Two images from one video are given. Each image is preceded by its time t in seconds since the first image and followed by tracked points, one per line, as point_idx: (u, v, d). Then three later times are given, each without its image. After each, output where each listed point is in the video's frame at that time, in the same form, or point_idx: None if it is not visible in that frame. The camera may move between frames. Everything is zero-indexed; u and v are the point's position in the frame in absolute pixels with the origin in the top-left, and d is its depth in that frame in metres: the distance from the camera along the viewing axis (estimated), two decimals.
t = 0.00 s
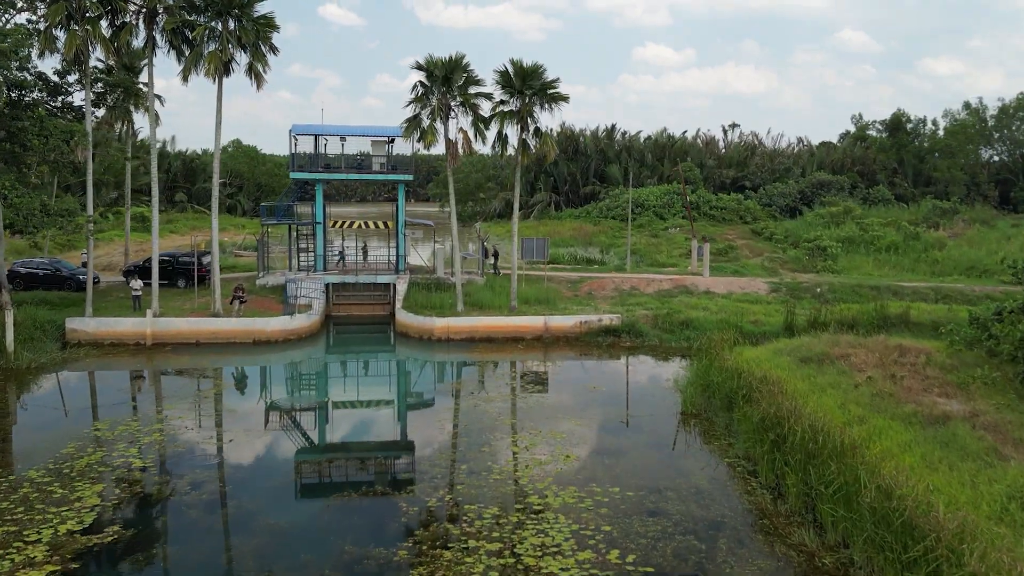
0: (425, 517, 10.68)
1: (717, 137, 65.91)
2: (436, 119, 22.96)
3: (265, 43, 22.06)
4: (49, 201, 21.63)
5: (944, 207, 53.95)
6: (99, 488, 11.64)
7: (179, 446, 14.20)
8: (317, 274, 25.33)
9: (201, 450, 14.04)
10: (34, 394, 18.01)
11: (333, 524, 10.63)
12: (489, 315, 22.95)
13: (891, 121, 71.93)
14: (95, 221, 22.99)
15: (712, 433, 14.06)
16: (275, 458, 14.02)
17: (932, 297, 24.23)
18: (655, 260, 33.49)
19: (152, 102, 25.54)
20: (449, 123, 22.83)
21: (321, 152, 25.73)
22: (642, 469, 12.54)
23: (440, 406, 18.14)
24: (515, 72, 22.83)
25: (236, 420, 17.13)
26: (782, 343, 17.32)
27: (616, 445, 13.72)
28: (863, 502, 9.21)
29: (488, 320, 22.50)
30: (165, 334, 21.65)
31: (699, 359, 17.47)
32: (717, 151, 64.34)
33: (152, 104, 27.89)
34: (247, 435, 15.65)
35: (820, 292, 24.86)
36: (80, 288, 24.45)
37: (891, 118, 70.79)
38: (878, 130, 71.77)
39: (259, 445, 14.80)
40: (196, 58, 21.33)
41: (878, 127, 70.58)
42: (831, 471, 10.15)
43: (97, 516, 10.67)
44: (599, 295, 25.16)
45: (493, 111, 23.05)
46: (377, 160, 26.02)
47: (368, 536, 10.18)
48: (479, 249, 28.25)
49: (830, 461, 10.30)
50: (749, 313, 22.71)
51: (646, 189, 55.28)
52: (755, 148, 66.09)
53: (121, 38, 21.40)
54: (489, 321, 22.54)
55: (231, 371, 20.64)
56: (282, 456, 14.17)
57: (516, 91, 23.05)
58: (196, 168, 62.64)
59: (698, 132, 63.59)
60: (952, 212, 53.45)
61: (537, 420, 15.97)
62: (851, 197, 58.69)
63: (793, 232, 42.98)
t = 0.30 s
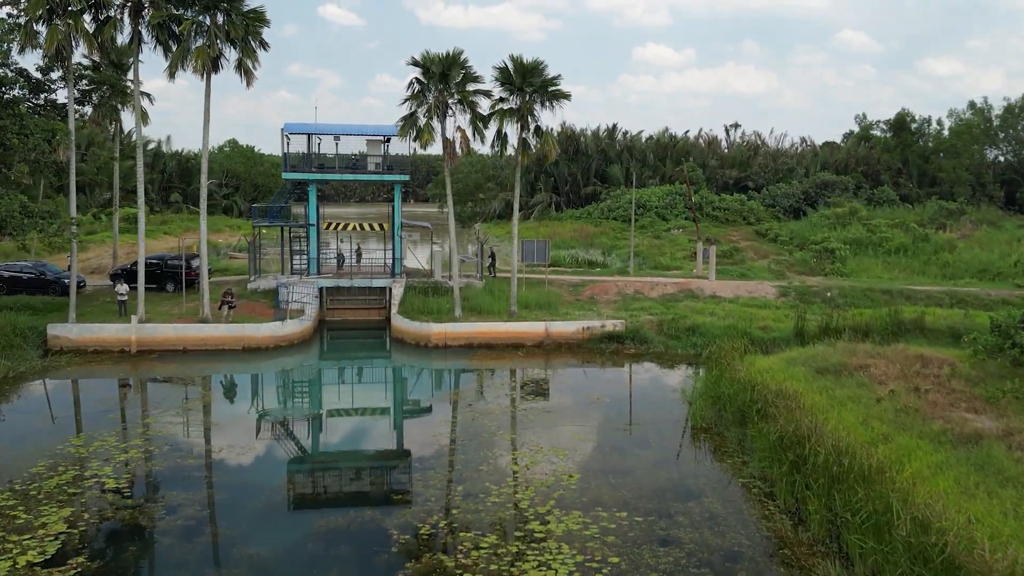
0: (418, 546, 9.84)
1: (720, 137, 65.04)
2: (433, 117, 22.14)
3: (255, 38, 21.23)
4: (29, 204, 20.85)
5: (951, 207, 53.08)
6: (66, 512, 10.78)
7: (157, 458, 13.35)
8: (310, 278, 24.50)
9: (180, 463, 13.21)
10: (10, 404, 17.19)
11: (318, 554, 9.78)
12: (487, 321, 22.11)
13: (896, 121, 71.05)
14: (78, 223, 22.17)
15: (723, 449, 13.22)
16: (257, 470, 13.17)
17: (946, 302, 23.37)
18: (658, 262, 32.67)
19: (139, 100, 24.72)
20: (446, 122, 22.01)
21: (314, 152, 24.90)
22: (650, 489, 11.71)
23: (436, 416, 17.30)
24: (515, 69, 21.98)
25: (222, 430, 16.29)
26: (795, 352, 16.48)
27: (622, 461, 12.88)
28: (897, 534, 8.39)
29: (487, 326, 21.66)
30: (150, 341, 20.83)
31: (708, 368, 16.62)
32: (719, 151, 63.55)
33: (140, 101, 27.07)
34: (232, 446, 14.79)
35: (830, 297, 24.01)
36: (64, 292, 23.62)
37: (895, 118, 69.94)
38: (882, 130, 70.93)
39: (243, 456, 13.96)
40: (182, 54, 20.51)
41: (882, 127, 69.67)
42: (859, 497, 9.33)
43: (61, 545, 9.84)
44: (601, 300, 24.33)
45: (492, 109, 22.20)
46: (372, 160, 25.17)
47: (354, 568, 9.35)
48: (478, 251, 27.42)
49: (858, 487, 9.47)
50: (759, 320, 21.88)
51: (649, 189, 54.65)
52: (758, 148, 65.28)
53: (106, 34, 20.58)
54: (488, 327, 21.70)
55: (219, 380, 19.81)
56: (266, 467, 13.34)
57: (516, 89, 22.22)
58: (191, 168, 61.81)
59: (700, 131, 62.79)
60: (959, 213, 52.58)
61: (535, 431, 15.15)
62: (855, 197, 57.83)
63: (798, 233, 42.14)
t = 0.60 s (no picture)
0: None
1: (722, 137, 64.22)
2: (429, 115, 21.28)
3: (244, 33, 20.38)
4: (7, 206, 20.03)
5: (957, 208, 52.25)
6: (28, 540, 9.89)
7: (133, 474, 12.49)
8: (303, 282, 23.66)
9: (157, 479, 12.36)
10: None
11: None
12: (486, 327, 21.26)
13: (900, 121, 70.22)
14: (60, 225, 21.32)
15: (737, 468, 12.36)
16: (239, 485, 12.32)
17: (962, 307, 22.54)
18: (662, 265, 31.84)
19: (125, 98, 23.88)
20: (443, 120, 21.16)
21: (306, 152, 24.05)
22: (660, 511, 10.85)
23: (431, 427, 16.45)
24: (515, 65, 21.14)
25: (205, 441, 15.43)
26: (810, 362, 15.63)
27: (629, 478, 12.02)
28: None
29: (485, 332, 20.79)
30: (135, 348, 20.00)
31: (717, 379, 15.77)
32: (722, 152, 62.79)
33: (128, 100, 26.24)
34: (214, 459, 13.94)
35: (841, 302, 23.18)
36: (46, 297, 22.77)
37: (899, 118, 69.11)
38: (886, 131, 70.10)
39: (226, 470, 13.11)
40: (168, 49, 19.66)
41: (886, 127, 68.81)
42: (893, 530, 8.47)
43: None
44: (604, 305, 23.49)
45: (491, 107, 21.36)
46: (367, 160, 24.32)
47: None
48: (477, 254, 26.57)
49: (892, 519, 8.61)
50: (768, 327, 21.02)
51: (652, 189, 54.02)
52: (761, 148, 64.46)
53: (88, 28, 19.75)
54: (487, 334, 20.84)
55: (205, 390, 18.96)
56: (248, 482, 12.48)
57: (516, 85, 21.38)
58: (187, 169, 61.00)
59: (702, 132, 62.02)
60: (965, 214, 51.74)
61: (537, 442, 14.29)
62: (860, 198, 57.01)
63: (804, 235, 41.30)
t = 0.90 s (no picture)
0: None
1: (725, 137, 63.36)
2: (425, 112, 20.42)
3: (232, 28, 19.53)
4: None
5: (964, 209, 51.41)
6: None
7: (104, 496, 11.64)
8: (295, 286, 22.82)
9: (129, 502, 11.50)
10: None
11: None
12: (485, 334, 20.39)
13: (905, 120, 69.32)
14: (41, 227, 20.47)
15: (753, 489, 11.49)
16: (218, 509, 11.46)
17: (979, 313, 21.68)
18: (666, 267, 30.98)
19: (111, 96, 23.03)
20: (440, 118, 20.31)
21: (298, 152, 23.21)
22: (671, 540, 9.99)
23: (426, 441, 15.59)
24: (514, 60, 20.29)
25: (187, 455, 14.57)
26: (826, 372, 14.77)
27: (638, 501, 11.15)
28: None
29: (484, 339, 19.93)
30: (118, 357, 19.15)
31: (728, 391, 14.90)
32: (725, 152, 61.94)
33: (115, 98, 25.39)
34: (194, 477, 13.07)
35: (853, 307, 22.32)
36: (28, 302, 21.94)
37: (904, 118, 68.20)
38: (890, 130, 69.21)
39: (204, 490, 12.25)
40: (152, 44, 18.81)
41: (891, 126, 67.89)
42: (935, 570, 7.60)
43: None
44: (607, 309, 22.63)
45: (490, 104, 20.50)
46: (361, 160, 23.46)
47: None
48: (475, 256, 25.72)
49: (932, 557, 7.75)
50: (778, 334, 20.18)
51: (656, 189, 53.35)
52: (764, 147, 63.59)
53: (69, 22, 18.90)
54: (485, 341, 19.98)
55: (190, 401, 18.11)
56: (228, 505, 11.62)
57: (515, 82, 20.54)
58: (182, 169, 60.16)
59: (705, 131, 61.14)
60: (972, 214, 50.88)
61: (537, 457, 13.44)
62: (865, 198, 56.13)
63: (810, 236, 40.44)
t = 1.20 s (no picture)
0: None
1: (728, 136, 62.43)
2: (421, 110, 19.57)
3: (219, 22, 18.68)
4: None
5: (971, 210, 50.56)
6: None
7: (72, 523, 10.78)
8: (286, 291, 21.97)
9: (99, 530, 10.63)
10: None
11: None
12: (483, 341, 19.54)
13: (909, 120, 68.40)
14: (20, 231, 19.60)
15: (771, 514, 10.64)
16: (194, 536, 10.60)
17: (997, 320, 20.84)
18: (670, 270, 30.13)
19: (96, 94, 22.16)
20: (436, 116, 19.46)
21: (290, 152, 22.38)
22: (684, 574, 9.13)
23: (421, 457, 14.74)
24: (514, 56, 19.43)
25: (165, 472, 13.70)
26: (844, 385, 13.92)
27: (647, 528, 10.29)
28: None
29: (483, 346, 19.07)
30: (99, 366, 18.31)
31: (740, 404, 14.04)
32: (727, 152, 61.09)
33: (101, 96, 24.51)
34: (172, 498, 12.21)
35: (866, 313, 21.48)
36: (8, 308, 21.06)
37: (908, 117, 67.25)
38: (894, 130, 68.29)
39: (181, 514, 11.39)
40: (134, 39, 17.95)
41: (895, 126, 66.87)
42: None
43: None
44: (610, 315, 21.78)
45: (488, 101, 19.63)
46: (355, 160, 22.59)
47: None
48: (474, 260, 24.88)
49: None
50: (790, 342, 19.35)
51: (658, 189, 52.69)
52: (768, 147, 62.71)
53: (47, 15, 18.00)
54: (484, 349, 19.12)
55: (174, 413, 17.24)
56: (204, 532, 10.75)
57: (514, 78, 19.69)
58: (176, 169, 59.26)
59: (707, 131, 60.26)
60: (980, 216, 50.03)
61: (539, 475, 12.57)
62: (870, 199, 55.26)
63: (816, 238, 39.58)
